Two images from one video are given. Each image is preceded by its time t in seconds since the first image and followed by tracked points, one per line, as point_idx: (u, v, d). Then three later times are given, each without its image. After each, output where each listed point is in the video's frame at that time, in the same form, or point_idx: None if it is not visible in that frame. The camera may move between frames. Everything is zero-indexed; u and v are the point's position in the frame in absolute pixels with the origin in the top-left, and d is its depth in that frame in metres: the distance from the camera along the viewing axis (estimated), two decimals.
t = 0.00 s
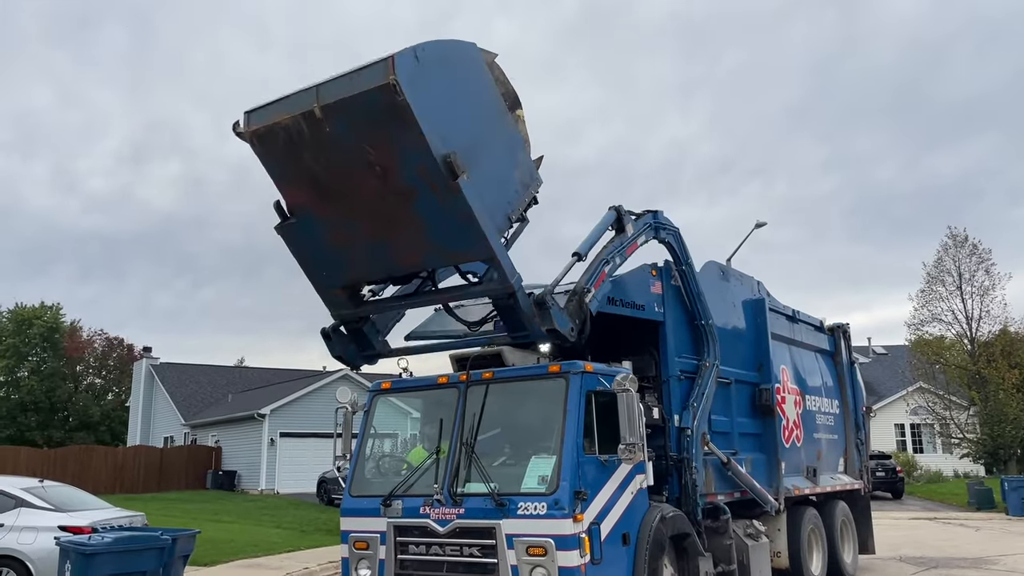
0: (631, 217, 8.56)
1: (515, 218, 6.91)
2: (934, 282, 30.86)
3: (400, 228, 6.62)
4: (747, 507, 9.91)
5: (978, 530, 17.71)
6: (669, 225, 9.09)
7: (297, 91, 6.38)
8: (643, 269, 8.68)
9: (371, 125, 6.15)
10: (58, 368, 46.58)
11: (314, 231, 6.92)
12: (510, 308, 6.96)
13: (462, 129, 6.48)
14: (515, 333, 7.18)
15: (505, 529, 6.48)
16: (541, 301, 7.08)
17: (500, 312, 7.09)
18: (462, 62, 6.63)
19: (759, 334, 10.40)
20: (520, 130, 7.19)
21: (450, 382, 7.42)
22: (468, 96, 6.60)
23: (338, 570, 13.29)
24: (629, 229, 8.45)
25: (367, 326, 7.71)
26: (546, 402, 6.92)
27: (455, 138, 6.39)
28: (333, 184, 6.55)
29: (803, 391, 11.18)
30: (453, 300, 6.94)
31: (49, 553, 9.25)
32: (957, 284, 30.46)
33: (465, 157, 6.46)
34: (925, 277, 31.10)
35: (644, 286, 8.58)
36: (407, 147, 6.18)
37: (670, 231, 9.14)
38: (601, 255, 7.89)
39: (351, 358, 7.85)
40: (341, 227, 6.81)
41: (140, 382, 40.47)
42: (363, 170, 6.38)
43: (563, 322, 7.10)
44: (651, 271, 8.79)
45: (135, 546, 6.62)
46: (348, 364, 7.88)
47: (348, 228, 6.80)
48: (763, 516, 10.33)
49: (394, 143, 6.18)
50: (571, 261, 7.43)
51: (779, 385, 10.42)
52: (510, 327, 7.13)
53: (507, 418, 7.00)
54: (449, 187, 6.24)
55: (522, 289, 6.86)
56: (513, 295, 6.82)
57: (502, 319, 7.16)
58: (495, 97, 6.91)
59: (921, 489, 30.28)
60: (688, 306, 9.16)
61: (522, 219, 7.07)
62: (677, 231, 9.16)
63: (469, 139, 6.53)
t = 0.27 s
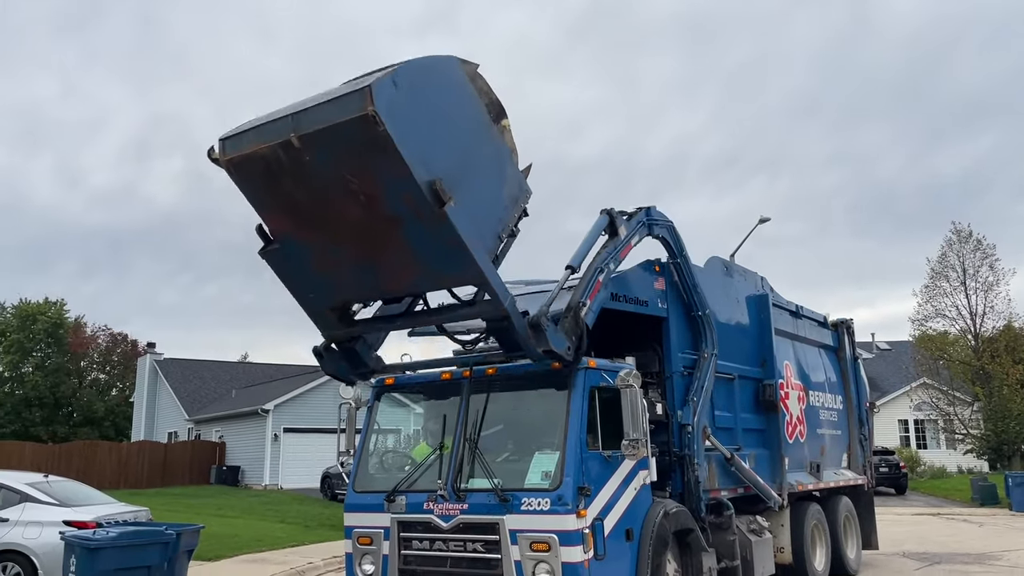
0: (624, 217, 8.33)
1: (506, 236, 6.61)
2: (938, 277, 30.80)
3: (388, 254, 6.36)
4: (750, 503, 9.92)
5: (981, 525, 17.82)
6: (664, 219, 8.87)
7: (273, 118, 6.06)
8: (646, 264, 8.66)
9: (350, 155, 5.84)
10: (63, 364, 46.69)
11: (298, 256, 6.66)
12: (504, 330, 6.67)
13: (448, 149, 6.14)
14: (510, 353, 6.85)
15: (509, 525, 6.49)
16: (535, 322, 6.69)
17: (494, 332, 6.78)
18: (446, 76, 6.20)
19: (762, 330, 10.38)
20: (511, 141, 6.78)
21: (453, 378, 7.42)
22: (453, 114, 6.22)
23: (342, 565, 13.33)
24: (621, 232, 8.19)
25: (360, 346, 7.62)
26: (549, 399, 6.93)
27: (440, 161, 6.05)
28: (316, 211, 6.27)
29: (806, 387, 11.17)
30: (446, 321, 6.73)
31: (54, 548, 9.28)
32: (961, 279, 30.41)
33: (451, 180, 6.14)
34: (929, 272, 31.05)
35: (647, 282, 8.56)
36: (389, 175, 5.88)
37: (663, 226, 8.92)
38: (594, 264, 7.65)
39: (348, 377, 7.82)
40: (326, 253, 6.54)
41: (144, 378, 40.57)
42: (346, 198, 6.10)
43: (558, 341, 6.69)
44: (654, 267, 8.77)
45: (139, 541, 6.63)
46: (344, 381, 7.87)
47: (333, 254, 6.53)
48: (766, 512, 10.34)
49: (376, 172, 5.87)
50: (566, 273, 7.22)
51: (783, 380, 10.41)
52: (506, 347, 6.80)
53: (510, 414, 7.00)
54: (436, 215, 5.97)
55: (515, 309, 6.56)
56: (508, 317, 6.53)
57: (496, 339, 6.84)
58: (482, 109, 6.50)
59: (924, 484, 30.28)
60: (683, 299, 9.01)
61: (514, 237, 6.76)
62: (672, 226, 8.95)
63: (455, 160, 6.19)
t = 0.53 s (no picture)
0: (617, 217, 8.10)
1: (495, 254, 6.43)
2: (943, 270, 30.73)
3: (376, 279, 6.21)
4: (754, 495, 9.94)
5: (985, 518, 17.82)
6: (658, 212, 8.65)
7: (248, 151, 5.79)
8: (650, 257, 8.65)
9: (331, 189, 5.62)
10: (68, 356, 46.83)
11: (284, 281, 6.49)
12: (501, 349, 6.53)
13: (430, 174, 5.91)
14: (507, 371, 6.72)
15: (513, 517, 6.50)
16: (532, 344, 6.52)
17: (491, 351, 6.64)
18: (422, 95, 5.91)
19: (767, 322, 10.37)
20: (492, 153, 6.53)
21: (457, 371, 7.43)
22: (432, 136, 5.96)
23: (346, 556, 13.38)
24: (614, 231, 7.93)
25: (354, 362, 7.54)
26: (553, 391, 6.93)
27: (422, 188, 5.84)
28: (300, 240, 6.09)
29: (810, 380, 11.16)
30: (441, 341, 6.64)
31: (60, 539, 9.33)
32: (966, 272, 30.33)
33: (436, 205, 5.94)
34: (934, 265, 30.97)
35: (651, 274, 8.55)
36: (373, 207, 5.67)
37: (657, 219, 8.67)
38: (589, 272, 7.44)
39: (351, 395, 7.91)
40: (313, 278, 6.39)
41: (149, 370, 40.69)
42: (330, 229, 5.91)
43: (555, 360, 6.57)
44: (659, 259, 8.75)
45: (145, 533, 6.65)
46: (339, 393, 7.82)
47: (321, 279, 6.37)
48: (770, 504, 10.35)
49: (359, 204, 5.66)
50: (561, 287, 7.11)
51: (787, 373, 10.40)
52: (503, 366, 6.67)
53: (514, 406, 7.01)
54: (423, 244, 5.79)
55: (510, 329, 6.44)
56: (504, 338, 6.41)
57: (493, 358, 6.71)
58: (460, 124, 6.25)
59: (928, 477, 30.28)
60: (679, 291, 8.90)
61: (502, 254, 6.58)
62: (667, 217, 8.70)
63: (438, 183, 5.97)
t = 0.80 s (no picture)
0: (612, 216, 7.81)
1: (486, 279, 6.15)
2: (948, 260, 30.64)
3: (367, 312, 5.92)
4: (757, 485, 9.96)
5: (989, 508, 17.83)
6: (653, 204, 8.38)
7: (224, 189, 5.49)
8: (655, 246, 8.62)
9: (316, 225, 5.33)
10: (74, 345, 46.99)
11: (270, 313, 6.18)
12: (498, 372, 6.31)
13: (415, 203, 5.60)
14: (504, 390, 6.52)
15: (517, 505, 6.52)
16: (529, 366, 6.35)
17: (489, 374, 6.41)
18: (402, 121, 5.56)
19: (772, 312, 10.36)
20: (481, 168, 6.17)
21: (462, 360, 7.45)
22: (416, 162, 5.64)
23: (351, 544, 13.45)
24: (609, 231, 7.61)
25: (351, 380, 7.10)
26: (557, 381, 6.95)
27: (409, 219, 5.54)
28: (286, 274, 5.78)
29: (815, 369, 11.15)
30: (436, 365, 6.29)
31: (67, 527, 9.37)
32: (971, 262, 30.24)
33: (424, 236, 5.64)
34: (939, 255, 30.89)
35: (655, 264, 8.54)
36: (360, 242, 5.38)
37: (653, 210, 8.40)
38: (585, 279, 7.16)
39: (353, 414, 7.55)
40: (301, 310, 6.09)
41: (154, 359, 40.82)
42: (317, 263, 5.61)
43: (552, 379, 6.42)
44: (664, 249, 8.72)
45: (151, 521, 6.67)
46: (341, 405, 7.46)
47: (309, 311, 6.07)
48: (774, 494, 10.36)
49: (345, 239, 5.37)
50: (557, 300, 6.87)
51: (791, 363, 10.39)
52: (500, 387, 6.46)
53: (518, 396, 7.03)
54: (414, 277, 5.52)
55: (508, 352, 6.24)
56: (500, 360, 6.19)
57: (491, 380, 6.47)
58: (446, 143, 5.89)
59: (932, 467, 30.30)
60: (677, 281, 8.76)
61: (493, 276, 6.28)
62: (663, 208, 8.45)
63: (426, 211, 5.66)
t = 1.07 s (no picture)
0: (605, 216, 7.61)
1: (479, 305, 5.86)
2: (955, 246, 30.53)
3: (359, 346, 5.60)
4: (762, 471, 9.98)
5: (993, 493, 17.85)
6: (647, 195, 8.18)
7: (203, 235, 5.12)
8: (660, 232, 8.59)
9: (302, 271, 4.99)
10: (80, 331, 47.15)
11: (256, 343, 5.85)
12: (497, 393, 6.12)
13: (404, 236, 5.29)
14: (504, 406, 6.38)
15: (522, 490, 6.55)
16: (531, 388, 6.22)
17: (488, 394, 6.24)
18: (383, 151, 5.21)
19: (777, 299, 10.34)
20: (468, 187, 5.84)
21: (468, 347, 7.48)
22: (401, 193, 5.31)
23: (357, 529, 13.52)
24: (604, 233, 7.49)
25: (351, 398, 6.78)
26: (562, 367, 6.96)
27: (399, 255, 5.23)
28: (271, 312, 5.43)
29: (820, 355, 11.15)
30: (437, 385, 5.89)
31: (75, 511, 9.43)
32: (978, 248, 30.12)
33: (416, 270, 5.34)
34: (945, 241, 30.79)
35: (660, 251, 8.52)
36: (349, 285, 5.06)
37: (649, 200, 8.21)
38: (582, 286, 7.02)
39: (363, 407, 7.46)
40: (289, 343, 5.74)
41: (161, 345, 40.96)
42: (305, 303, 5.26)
43: (553, 399, 6.35)
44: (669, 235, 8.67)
45: (158, 505, 6.69)
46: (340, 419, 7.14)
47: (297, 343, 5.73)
48: (779, 480, 10.38)
49: (334, 283, 5.04)
50: (557, 315, 6.73)
51: (797, 349, 10.38)
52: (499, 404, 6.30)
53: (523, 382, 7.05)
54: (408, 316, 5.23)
55: (508, 376, 6.05)
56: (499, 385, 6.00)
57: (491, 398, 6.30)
58: (431, 168, 5.55)
59: (937, 453, 30.31)
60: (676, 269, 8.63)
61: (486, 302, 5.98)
62: (659, 196, 8.28)
63: (415, 244, 5.35)
